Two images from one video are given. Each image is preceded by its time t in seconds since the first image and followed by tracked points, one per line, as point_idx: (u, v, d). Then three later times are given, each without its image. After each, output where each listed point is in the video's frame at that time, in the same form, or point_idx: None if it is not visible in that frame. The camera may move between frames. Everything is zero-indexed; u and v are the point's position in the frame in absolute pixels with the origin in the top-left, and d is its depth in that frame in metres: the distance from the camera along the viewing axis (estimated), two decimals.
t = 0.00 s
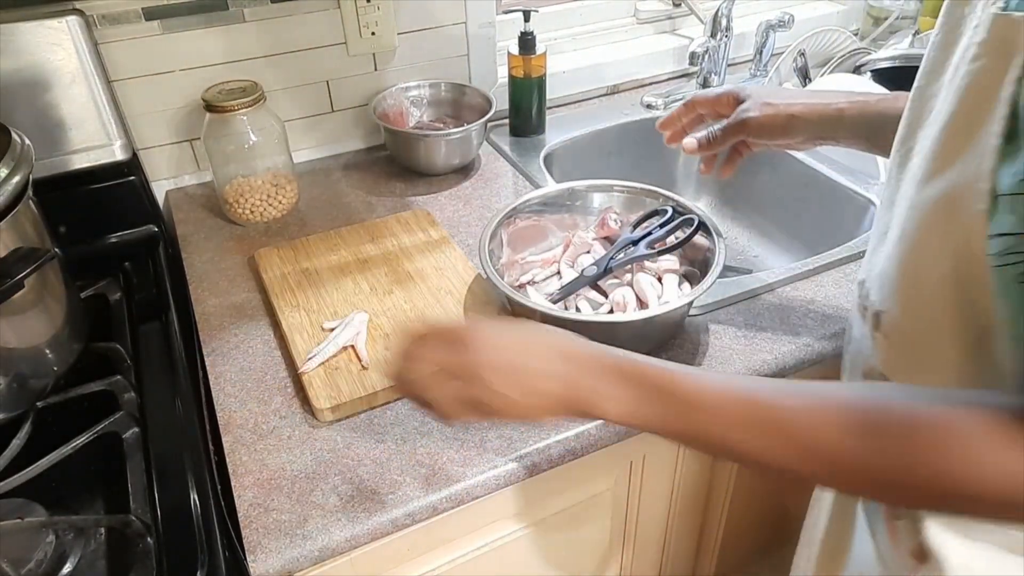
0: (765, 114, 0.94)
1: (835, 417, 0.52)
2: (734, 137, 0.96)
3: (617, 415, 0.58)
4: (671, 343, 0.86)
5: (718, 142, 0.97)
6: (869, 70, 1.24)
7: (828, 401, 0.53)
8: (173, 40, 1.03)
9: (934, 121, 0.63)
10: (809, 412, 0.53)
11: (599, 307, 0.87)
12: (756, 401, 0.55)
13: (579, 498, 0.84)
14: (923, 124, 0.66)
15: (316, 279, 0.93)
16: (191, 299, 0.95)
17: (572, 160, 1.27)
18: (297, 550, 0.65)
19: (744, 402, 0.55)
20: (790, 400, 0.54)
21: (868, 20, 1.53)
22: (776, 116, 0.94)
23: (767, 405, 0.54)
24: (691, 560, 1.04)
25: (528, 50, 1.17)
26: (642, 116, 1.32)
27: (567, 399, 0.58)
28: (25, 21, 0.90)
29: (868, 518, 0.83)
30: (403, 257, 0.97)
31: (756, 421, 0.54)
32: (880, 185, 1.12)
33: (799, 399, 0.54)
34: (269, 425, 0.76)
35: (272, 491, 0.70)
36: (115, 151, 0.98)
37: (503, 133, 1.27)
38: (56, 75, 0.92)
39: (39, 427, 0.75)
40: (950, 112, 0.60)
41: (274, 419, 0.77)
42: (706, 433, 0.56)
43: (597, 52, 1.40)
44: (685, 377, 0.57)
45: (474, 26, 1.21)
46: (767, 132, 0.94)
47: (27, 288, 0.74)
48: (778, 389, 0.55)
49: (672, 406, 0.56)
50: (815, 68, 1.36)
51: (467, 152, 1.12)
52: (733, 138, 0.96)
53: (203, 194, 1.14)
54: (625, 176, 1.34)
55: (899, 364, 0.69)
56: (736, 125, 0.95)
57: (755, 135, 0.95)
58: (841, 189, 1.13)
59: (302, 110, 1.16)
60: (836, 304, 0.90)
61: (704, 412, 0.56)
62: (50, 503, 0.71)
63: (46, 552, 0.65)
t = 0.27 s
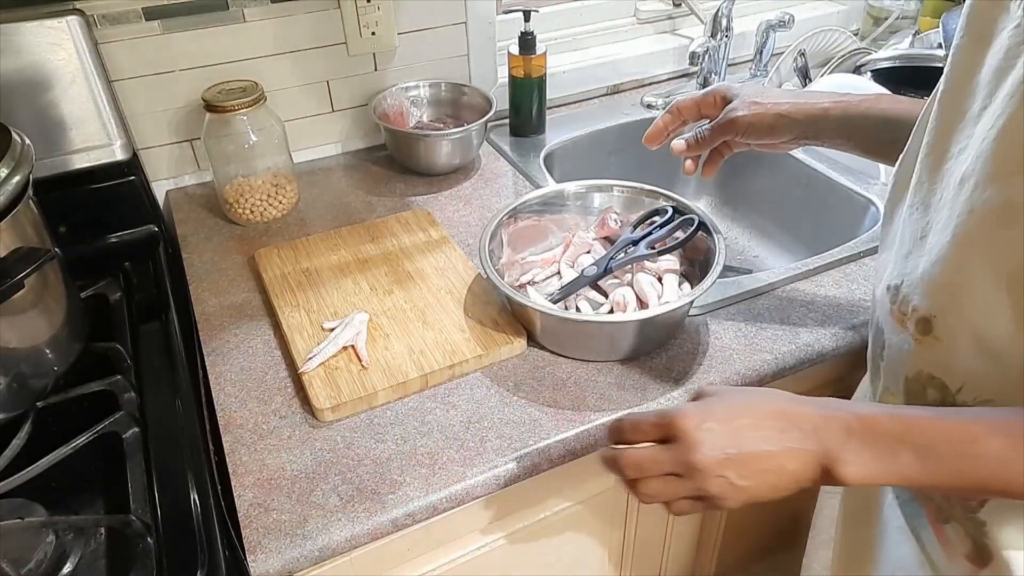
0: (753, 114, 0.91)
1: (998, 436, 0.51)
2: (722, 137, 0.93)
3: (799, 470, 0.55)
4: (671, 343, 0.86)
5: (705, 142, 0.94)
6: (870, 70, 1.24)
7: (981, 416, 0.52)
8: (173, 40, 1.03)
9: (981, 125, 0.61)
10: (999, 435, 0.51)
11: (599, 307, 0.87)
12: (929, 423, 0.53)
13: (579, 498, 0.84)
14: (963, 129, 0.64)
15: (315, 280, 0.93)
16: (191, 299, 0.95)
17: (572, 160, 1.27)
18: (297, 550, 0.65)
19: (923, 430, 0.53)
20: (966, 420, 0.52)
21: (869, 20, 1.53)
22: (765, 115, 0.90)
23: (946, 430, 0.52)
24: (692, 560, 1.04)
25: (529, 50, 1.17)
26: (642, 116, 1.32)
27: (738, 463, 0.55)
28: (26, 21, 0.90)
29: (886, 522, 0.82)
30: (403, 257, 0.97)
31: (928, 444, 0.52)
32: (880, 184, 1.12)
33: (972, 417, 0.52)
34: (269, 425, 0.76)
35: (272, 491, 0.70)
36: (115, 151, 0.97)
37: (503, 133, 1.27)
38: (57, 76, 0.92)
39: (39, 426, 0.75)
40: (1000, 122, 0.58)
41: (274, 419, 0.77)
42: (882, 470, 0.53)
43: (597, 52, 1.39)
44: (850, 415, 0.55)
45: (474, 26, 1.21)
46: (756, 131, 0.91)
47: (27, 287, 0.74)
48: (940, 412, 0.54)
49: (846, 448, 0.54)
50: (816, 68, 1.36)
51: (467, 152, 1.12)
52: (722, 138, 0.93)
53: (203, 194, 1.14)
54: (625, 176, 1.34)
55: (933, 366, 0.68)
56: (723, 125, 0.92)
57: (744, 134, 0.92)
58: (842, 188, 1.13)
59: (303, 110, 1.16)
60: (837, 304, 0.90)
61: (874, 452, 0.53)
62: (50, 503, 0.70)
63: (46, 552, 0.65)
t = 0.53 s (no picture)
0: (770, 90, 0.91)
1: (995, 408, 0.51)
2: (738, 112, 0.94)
3: (793, 420, 0.53)
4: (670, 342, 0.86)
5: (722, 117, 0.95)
6: (870, 70, 1.24)
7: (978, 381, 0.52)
8: (173, 40, 1.03)
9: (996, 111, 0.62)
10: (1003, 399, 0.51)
11: (599, 307, 0.87)
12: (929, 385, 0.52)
13: (579, 498, 0.84)
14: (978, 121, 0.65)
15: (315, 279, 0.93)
16: (191, 299, 0.95)
17: (571, 160, 1.27)
18: (297, 550, 0.65)
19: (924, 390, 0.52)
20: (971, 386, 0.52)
21: (869, 20, 1.53)
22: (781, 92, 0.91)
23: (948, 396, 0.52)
24: (692, 560, 1.04)
25: (529, 50, 1.17)
26: (642, 116, 1.32)
27: (736, 409, 0.53)
28: (26, 21, 0.90)
29: (885, 519, 0.83)
30: (403, 257, 0.97)
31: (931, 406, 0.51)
32: (880, 184, 1.12)
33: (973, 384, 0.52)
34: (269, 425, 0.76)
35: (272, 491, 0.70)
36: (115, 151, 0.97)
37: (503, 133, 1.27)
38: (57, 75, 0.92)
39: (39, 426, 0.75)
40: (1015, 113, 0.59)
41: (274, 419, 0.77)
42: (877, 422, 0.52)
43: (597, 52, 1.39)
44: (854, 371, 0.54)
45: (474, 26, 1.21)
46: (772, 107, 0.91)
47: (27, 287, 0.74)
48: (945, 374, 0.53)
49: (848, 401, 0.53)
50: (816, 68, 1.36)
51: (467, 152, 1.12)
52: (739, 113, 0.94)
53: (203, 194, 1.14)
54: (625, 176, 1.34)
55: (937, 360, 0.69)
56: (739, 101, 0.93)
57: (760, 110, 0.93)
58: (841, 188, 1.13)
59: (303, 110, 1.16)
60: (836, 304, 0.90)
61: (876, 407, 0.52)
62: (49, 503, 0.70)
63: (46, 552, 0.64)
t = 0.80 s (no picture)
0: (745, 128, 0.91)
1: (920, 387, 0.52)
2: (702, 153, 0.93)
3: (683, 331, 0.61)
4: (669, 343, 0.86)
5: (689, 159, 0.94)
6: (870, 70, 1.24)
7: (915, 368, 0.54)
8: (173, 40, 1.03)
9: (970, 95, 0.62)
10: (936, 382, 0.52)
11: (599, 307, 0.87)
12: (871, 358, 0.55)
13: (579, 498, 0.84)
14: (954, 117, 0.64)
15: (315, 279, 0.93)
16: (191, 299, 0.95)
17: (571, 160, 1.27)
18: (297, 550, 0.65)
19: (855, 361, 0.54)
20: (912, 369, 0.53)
21: (869, 20, 1.53)
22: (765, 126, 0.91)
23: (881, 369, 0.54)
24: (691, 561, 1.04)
25: (529, 49, 1.17)
26: (642, 116, 1.32)
27: (641, 325, 0.62)
28: (26, 21, 0.90)
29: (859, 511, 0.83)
30: (403, 257, 0.97)
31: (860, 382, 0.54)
32: (879, 184, 1.12)
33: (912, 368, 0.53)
34: (269, 425, 0.76)
35: (272, 491, 0.70)
36: (115, 151, 0.97)
37: (503, 133, 1.27)
38: (57, 75, 0.92)
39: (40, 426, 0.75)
40: (977, 104, 0.59)
41: (274, 419, 0.77)
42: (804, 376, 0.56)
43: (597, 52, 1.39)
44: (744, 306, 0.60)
45: (474, 26, 1.21)
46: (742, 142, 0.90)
47: (27, 287, 0.73)
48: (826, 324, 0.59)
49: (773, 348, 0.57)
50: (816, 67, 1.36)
51: (467, 152, 1.12)
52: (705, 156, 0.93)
53: (203, 194, 1.14)
54: (625, 176, 1.34)
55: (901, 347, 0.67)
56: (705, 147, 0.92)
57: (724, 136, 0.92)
58: (842, 188, 1.12)
59: (303, 110, 1.16)
60: (837, 304, 0.90)
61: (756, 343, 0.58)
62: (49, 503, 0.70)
63: (46, 552, 0.64)
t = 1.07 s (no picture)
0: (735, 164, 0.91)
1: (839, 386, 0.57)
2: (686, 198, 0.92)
3: (625, 308, 0.72)
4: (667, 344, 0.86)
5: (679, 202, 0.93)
6: (870, 70, 1.24)
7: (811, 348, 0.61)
8: (173, 40, 1.03)
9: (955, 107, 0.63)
10: (849, 375, 0.57)
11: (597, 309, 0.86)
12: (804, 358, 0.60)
13: (579, 498, 0.84)
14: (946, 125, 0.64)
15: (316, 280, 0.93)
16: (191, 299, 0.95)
17: (571, 160, 1.27)
18: (297, 550, 0.65)
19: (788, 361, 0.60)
20: (841, 368, 0.58)
21: (868, 20, 1.53)
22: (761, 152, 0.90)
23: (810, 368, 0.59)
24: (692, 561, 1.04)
25: (529, 50, 1.17)
26: (642, 116, 1.32)
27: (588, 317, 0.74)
28: (26, 21, 0.90)
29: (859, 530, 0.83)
30: (403, 257, 0.97)
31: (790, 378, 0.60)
32: (879, 184, 1.12)
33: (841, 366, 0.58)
34: (269, 425, 0.76)
35: (272, 491, 0.70)
36: (115, 151, 0.97)
37: (503, 133, 1.27)
38: (57, 76, 0.93)
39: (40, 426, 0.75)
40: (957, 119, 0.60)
41: (274, 420, 0.77)
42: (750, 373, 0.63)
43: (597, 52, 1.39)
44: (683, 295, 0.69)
45: (474, 26, 1.21)
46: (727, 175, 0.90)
47: (27, 288, 0.73)
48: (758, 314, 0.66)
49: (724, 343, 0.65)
50: (815, 67, 1.36)
51: (467, 152, 1.12)
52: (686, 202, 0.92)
53: (203, 194, 1.14)
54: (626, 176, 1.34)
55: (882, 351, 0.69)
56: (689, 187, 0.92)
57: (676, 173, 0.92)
58: (841, 188, 1.13)
59: (303, 110, 1.16)
60: (838, 305, 0.90)
61: (686, 322, 0.68)
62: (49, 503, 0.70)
63: (46, 552, 0.64)
